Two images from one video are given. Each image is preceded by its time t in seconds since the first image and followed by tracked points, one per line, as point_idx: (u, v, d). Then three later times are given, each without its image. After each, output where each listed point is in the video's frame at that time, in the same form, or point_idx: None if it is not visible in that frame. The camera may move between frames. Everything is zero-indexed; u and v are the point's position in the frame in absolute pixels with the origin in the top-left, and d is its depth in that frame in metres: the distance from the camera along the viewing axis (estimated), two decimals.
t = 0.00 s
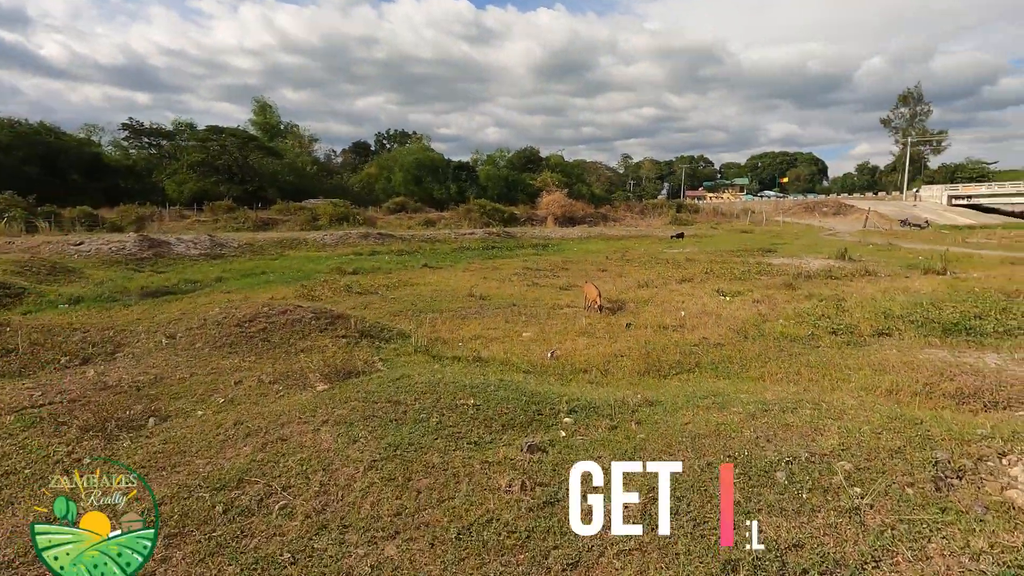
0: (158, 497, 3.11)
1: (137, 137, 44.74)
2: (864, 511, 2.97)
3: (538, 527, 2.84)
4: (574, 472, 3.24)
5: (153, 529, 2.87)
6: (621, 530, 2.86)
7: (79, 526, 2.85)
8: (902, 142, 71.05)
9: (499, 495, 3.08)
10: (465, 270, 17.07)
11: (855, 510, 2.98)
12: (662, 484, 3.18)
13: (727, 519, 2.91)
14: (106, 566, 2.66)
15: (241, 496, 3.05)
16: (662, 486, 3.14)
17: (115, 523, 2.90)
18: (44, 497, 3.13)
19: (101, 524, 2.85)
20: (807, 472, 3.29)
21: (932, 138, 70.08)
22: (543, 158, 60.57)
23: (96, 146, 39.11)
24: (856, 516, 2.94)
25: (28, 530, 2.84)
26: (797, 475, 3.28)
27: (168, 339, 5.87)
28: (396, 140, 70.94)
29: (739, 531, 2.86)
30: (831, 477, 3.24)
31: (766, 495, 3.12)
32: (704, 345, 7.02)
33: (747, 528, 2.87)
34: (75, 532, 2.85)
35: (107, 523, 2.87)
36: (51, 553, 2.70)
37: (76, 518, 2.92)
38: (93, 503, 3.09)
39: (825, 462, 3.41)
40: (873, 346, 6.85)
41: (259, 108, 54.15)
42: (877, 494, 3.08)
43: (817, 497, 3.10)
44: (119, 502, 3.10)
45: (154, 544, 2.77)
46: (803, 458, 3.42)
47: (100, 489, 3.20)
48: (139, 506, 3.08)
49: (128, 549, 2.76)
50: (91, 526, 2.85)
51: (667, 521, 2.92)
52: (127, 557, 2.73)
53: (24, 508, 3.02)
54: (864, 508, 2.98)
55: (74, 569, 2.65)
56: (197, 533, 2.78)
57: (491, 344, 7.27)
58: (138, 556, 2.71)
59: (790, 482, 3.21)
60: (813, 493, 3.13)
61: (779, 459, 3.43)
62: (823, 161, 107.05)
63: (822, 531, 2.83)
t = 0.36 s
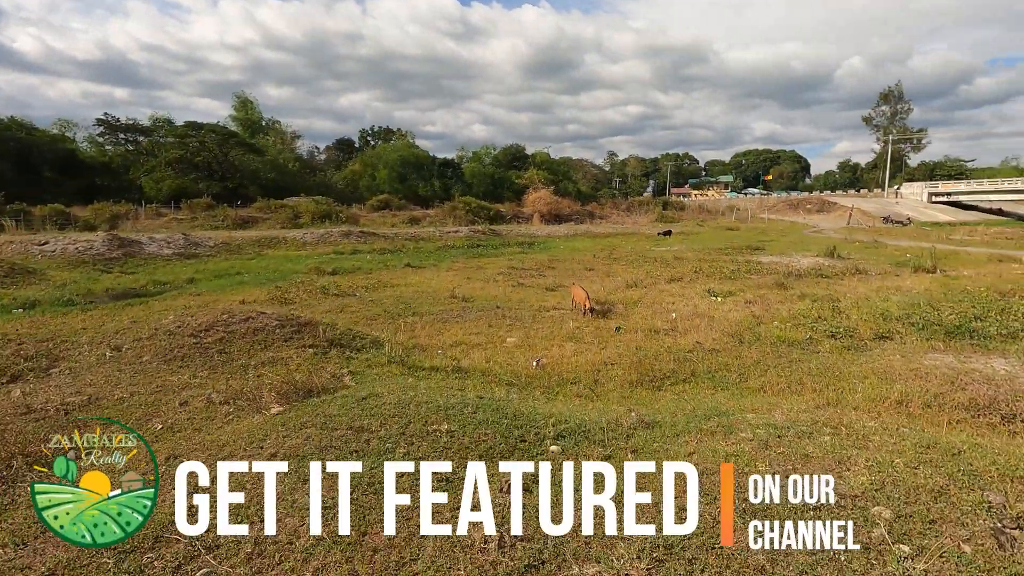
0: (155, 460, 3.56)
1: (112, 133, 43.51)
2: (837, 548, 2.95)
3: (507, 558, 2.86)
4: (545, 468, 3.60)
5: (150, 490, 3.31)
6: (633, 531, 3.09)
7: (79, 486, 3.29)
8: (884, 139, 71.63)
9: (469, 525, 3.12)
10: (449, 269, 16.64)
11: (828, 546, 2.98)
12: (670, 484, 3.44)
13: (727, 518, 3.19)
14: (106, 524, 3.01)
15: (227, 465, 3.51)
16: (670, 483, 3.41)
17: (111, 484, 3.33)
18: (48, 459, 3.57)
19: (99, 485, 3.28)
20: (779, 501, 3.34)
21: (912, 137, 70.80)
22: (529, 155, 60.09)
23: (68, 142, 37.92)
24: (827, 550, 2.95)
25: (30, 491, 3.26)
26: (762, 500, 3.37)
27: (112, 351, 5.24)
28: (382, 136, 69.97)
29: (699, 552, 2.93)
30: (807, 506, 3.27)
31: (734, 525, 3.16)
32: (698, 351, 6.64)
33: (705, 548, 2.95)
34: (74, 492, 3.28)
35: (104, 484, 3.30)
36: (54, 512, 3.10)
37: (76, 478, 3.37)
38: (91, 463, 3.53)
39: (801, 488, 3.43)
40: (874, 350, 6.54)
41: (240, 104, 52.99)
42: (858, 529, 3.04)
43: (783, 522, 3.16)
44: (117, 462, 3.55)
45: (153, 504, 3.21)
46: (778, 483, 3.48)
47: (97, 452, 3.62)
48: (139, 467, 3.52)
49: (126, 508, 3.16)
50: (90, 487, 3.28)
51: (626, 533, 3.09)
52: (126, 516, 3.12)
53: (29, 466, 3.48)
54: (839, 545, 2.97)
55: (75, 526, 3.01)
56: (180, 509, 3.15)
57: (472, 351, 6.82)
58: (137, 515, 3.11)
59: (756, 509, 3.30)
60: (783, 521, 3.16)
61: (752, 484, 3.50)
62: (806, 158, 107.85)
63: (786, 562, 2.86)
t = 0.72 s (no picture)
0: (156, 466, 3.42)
1: (95, 128, 42.43)
2: (841, 548, 2.89)
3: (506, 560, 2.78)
4: (546, 467, 3.51)
5: (151, 500, 3.14)
6: (633, 531, 3.03)
7: (79, 496, 3.12)
8: (874, 132, 71.67)
9: (469, 526, 3.04)
10: (441, 265, 16.21)
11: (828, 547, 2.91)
12: (668, 487, 3.35)
13: (727, 518, 3.13)
14: (107, 534, 2.86)
15: (226, 466, 3.41)
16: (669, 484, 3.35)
17: (112, 495, 3.15)
18: (46, 469, 3.37)
19: (100, 494, 3.11)
20: (780, 502, 3.28)
21: (902, 130, 70.89)
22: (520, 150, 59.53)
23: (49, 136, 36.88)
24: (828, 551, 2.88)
25: (29, 501, 3.08)
26: (763, 501, 3.30)
27: (64, 361, 4.75)
28: (371, 131, 69.08)
29: (700, 552, 2.87)
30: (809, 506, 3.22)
31: (736, 527, 3.08)
32: (706, 352, 6.22)
33: (707, 547, 2.90)
34: (75, 502, 3.10)
35: (105, 493, 3.13)
36: (53, 523, 2.92)
37: (77, 487, 3.20)
38: (92, 473, 3.35)
39: (802, 488, 3.37)
40: (891, 351, 6.17)
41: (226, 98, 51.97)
42: (862, 532, 2.96)
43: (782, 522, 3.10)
44: (118, 472, 3.36)
45: (154, 514, 3.03)
46: (779, 484, 3.40)
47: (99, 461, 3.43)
48: (139, 477, 3.34)
49: (127, 519, 2.98)
50: (90, 497, 3.10)
51: (627, 533, 3.03)
52: (126, 526, 2.95)
53: (28, 477, 3.29)
54: (842, 547, 2.90)
55: (74, 537, 2.85)
56: (179, 510, 3.05)
57: (464, 355, 6.37)
58: (138, 525, 2.94)
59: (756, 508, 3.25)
60: (784, 522, 3.10)
61: (752, 485, 3.41)
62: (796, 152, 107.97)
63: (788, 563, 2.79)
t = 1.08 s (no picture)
0: (159, 465, 3.33)
1: (85, 120, 41.38)
2: (842, 547, 2.83)
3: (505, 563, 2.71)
4: (546, 467, 3.43)
5: (151, 499, 3.07)
6: (632, 531, 2.96)
7: (79, 495, 3.03)
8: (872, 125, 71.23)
9: (469, 526, 2.97)
10: (437, 261, 15.82)
11: (827, 547, 2.86)
12: (668, 487, 3.27)
13: (727, 517, 3.07)
14: (107, 533, 2.80)
15: (227, 466, 3.32)
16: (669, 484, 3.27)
17: (112, 493, 3.07)
18: (47, 466, 3.26)
19: (99, 492, 3.03)
20: (780, 502, 3.21)
21: (899, 123, 70.54)
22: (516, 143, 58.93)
23: (38, 129, 36.11)
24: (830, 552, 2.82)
25: (28, 500, 2.98)
26: (762, 501, 3.24)
27: (20, 369, 4.35)
28: (366, 125, 68.30)
29: (701, 553, 2.81)
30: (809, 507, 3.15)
31: (736, 527, 3.02)
32: (721, 355, 5.82)
33: (708, 549, 2.84)
34: (74, 501, 3.01)
35: (104, 491, 3.05)
36: (52, 522, 2.84)
37: (77, 486, 3.09)
38: (92, 472, 3.24)
39: (802, 488, 3.31)
40: (918, 354, 5.78)
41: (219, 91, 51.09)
42: (864, 533, 2.90)
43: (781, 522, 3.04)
44: (119, 471, 3.27)
45: (154, 513, 2.97)
46: (779, 485, 3.33)
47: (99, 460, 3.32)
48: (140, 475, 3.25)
49: (127, 517, 2.93)
50: (90, 496, 3.01)
51: (626, 533, 2.97)
52: (126, 525, 2.89)
53: (28, 475, 3.17)
54: (842, 546, 2.84)
55: (74, 535, 2.78)
56: (180, 511, 2.95)
57: (462, 359, 5.97)
58: (138, 524, 2.89)
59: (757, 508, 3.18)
60: (783, 522, 3.03)
61: (752, 485, 3.35)
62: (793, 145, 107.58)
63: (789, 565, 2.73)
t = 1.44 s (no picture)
0: (158, 464, 3.21)
1: (76, 117, 40.33)
2: (841, 549, 2.79)
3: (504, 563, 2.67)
4: (546, 467, 3.39)
5: (151, 498, 2.98)
6: (632, 531, 2.92)
7: (79, 495, 2.94)
8: (869, 123, 70.91)
9: (468, 526, 2.93)
10: (433, 259, 15.45)
11: (827, 548, 2.81)
12: (669, 487, 3.21)
13: (727, 516, 3.01)
14: (106, 533, 2.71)
15: (227, 466, 3.26)
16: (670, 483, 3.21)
17: (112, 493, 2.99)
18: (46, 467, 3.14)
19: (100, 492, 2.95)
20: (779, 502, 3.15)
21: (897, 120, 70.21)
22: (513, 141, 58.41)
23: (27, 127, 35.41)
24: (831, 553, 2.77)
25: (28, 500, 2.89)
26: (762, 501, 3.18)
27: None
28: (361, 122, 67.67)
29: (703, 556, 2.75)
30: (809, 508, 3.10)
31: (736, 527, 2.96)
32: (738, 363, 5.41)
33: (710, 551, 2.77)
34: (74, 501, 2.93)
35: (104, 492, 2.96)
36: (51, 522, 2.75)
37: (77, 486, 3.01)
38: (92, 472, 3.14)
39: (801, 488, 3.26)
40: (948, 359, 5.41)
41: (213, 87, 50.44)
42: (863, 533, 2.85)
43: (782, 521, 2.98)
44: (118, 471, 3.17)
45: (153, 514, 2.88)
46: (779, 485, 3.27)
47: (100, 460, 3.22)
48: (140, 475, 3.16)
49: (126, 517, 2.84)
50: (90, 495, 2.93)
51: (626, 533, 2.92)
52: (126, 525, 2.81)
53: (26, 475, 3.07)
54: (841, 547, 2.80)
55: (74, 535, 2.69)
56: (180, 509, 2.89)
57: (459, 367, 5.57)
58: (138, 524, 2.80)
59: (757, 509, 3.11)
60: (783, 521, 2.98)
61: (751, 485, 3.29)
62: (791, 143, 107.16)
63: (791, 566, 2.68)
